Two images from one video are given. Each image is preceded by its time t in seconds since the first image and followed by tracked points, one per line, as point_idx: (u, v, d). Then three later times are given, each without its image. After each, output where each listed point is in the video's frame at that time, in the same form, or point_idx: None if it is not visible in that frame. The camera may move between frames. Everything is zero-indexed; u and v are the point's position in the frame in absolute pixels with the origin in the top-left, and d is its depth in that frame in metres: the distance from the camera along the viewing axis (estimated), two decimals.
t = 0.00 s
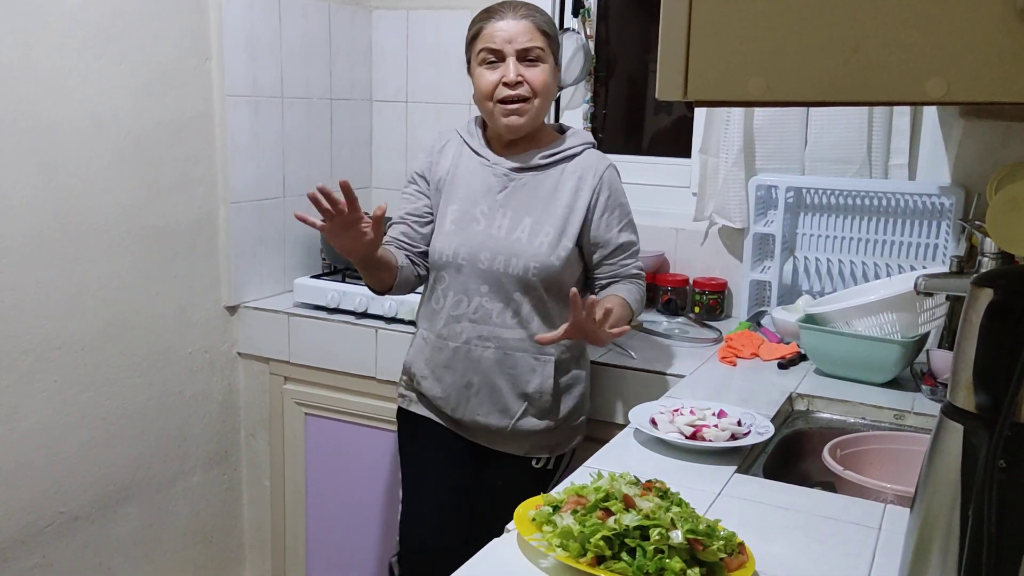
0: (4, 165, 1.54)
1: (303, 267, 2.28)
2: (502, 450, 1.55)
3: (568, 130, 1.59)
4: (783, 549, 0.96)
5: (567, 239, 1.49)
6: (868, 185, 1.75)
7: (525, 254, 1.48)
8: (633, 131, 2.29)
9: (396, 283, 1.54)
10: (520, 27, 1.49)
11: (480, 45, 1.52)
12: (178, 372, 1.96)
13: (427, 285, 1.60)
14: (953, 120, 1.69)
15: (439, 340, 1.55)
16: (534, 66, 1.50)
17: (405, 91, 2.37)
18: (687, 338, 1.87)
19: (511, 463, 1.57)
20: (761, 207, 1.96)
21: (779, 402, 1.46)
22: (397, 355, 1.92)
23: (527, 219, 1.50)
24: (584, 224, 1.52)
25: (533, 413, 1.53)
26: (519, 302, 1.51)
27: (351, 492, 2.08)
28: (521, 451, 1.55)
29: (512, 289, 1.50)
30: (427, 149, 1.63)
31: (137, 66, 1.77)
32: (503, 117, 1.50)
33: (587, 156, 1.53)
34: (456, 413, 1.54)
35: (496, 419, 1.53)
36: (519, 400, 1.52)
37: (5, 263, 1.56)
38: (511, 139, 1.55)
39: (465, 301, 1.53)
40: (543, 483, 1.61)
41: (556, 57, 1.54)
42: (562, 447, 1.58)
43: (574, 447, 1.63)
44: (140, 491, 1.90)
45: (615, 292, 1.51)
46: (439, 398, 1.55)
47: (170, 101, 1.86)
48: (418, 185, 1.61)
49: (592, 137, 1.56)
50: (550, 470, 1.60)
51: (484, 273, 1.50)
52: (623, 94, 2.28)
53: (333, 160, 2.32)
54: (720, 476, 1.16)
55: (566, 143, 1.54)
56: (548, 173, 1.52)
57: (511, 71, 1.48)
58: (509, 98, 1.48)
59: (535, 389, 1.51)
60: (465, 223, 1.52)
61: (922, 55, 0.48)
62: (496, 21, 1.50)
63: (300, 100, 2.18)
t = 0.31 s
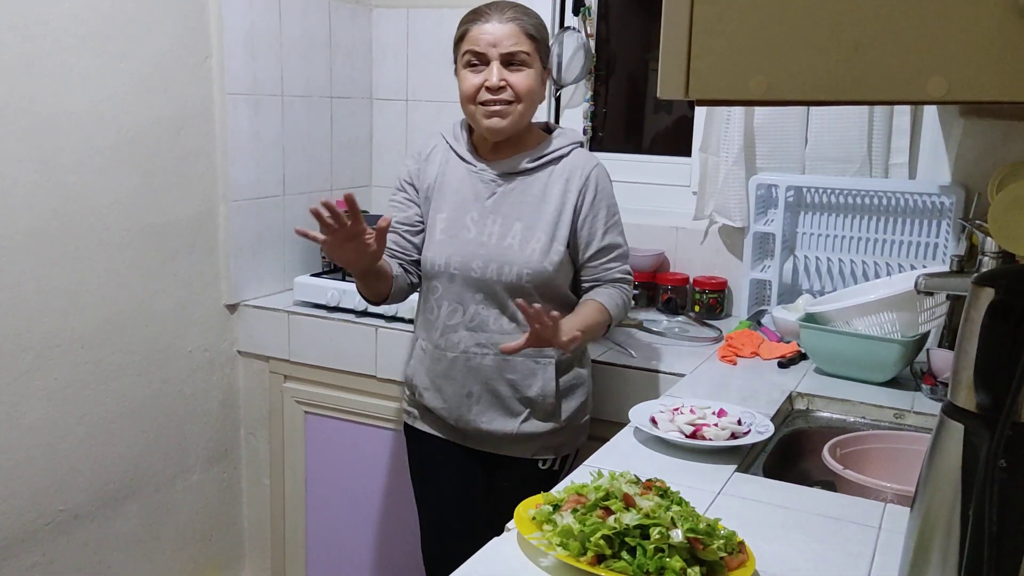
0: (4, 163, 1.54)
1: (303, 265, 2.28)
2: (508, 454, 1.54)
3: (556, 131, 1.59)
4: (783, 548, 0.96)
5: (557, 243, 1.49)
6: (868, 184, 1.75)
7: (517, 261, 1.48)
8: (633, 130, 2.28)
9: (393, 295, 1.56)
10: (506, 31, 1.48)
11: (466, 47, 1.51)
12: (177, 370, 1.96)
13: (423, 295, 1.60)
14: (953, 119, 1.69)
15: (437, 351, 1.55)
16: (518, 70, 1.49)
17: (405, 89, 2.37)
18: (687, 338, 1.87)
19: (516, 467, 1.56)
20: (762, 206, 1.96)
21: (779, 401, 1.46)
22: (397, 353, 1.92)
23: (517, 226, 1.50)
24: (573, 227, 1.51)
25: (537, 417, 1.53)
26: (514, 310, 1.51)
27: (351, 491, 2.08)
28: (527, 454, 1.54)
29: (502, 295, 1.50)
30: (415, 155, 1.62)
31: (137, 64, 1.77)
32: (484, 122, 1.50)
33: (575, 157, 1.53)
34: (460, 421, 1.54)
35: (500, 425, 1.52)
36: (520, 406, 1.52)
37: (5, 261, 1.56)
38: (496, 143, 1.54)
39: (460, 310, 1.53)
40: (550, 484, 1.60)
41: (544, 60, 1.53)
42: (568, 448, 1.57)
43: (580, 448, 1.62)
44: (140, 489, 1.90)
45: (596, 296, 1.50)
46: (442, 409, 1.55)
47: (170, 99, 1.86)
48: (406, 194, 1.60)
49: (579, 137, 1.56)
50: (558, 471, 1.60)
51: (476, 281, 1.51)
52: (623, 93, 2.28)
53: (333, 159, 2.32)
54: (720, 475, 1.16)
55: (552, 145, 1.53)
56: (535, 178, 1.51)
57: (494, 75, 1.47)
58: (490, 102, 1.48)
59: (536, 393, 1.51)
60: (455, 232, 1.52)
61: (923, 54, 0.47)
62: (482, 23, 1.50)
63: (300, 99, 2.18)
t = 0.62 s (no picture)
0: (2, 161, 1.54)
1: (302, 264, 2.27)
2: (514, 453, 1.54)
3: (551, 128, 1.59)
4: (781, 547, 0.96)
5: (558, 239, 1.49)
6: (868, 184, 1.76)
7: (519, 258, 1.48)
8: (632, 129, 2.28)
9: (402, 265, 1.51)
10: (493, 32, 1.47)
11: (455, 51, 1.51)
12: (176, 369, 1.96)
13: (427, 295, 1.60)
14: (952, 118, 1.69)
15: (442, 351, 1.55)
16: (508, 70, 1.49)
17: (404, 88, 2.37)
18: (686, 336, 1.87)
19: (519, 464, 1.56)
20: (761, 204, 1.95)
21: (778, 400, 1.46)
22: (395, 352, 1.92)
23: (518, 223, 1.50)
24: (572, 221, 1.51)
25: (542, 414, 1.53)
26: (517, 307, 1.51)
27: (350, 489, 2.08)
28: (531, 453, 1.54)
29: (505, 292, 1.50)
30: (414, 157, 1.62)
31: (136, 62, 1.77)
32: (479, 124, 1.50)
33: (571, 153, 1.53)
34: (465, 421, 1.54)
35: (505, 423, 1.52)
36: (526, 404, 1.52)
37: (3, 259, 1.56)
38: (491, 145, 1.54)
39: (465, 309, 1.52)
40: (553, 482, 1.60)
41: (533, 58, 1.53)
42: (572, 446, 1.58)
43: (584, 445, 1.62)
44: (138, 488, 1.90)
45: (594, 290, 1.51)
46: (447, 408, 1.55)
47: (169, 97, 1.86)
48: (409, 189, 1.59)
49: (574, 133, 1.56)
50: (561, 469, 1.60)
51: (480, 280, 1.50)
52: (622, 92, 2.28)
53: (332, 158, 2.32)
54: (718, 474, 1.16)
55: (546, 142, 1.53)
56: (534, 175, 1.51)
57: (484, 78, 1.47)
58: (484, 105, 1.48)
59: (542, 391, 1.52)
60: (456, 232, 1.52)
61: (921, 54, 0.47)
62: (469, 26, 1.49)
63: (299, 97, 2.18)
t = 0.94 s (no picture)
0: None
1: (299, 262, 2.27)
2: (509, 450, 1.55)
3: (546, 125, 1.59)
4: (777, 545, 0.96)
5: (555, 236, 1.49)
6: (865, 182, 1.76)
7: (516, 256, 1.48)
8: (629, 127, 2.28)
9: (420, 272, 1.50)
10: (490, 27, 1.48)
11: (451, 46, 1.51)
12: (172, 367, 1.96)
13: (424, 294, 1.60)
14: (948, 117, 1.69)
15: (440, 350, 1.55)
16: (505, 64, 1.49)
17: (401, 87, 2.37)
18: (683, 335, 1.87)
19: (514, 462, 1.56)
20: (757, 203, 1.93)
21: (774, 399, 1.46)
22: (392, 351, 1.92)
23: (514, 221, 1.50)
24: (567, 218, 1.51)
25: (538, 413, 1.53)
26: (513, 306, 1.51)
27: (347, 488, 2.08)
28: (529, 451, 1.55)
29: (503, 291, 1.50)
30: (409, 154, 1.62)
31: (132, 60, 1.76)
32: (477, 118, 1.49)
33: (567, 150, 1.53)
34: (462, 420, 1.54)
35: (501, 421, 1.52)
36: (523, 403, 1.52)
37: None
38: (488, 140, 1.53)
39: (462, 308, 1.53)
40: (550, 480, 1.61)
41: (529, 54, 1.53)
42: (569, 444, 1.58)
43: (580, 444, 1.63)
44: (135, 486, 1.90)
45: (585, 289, 1.49)
46: (444, 407, 1.55)
47: (165, 95, 1.85)
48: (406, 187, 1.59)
49: (570, 130, 1.56)
50: (558, 467, 1.61)
51: (477, 278, 1.51)
52: (619, 90, 2.28)
53: (329, 156, 2.32)
54: (715, 473, 1.16)
55: (541, 140, 1.53)
56: (529, 172, 1.51)
57: (482, 71, 1.46)
58: (481, 97, 1.47)
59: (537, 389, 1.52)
60: (453, 231, 1.52)
61: (917, 53, 0.48)
62: (466, 21, 1.49)
63: (295, 96, 2.18)
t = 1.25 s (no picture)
0: None
1: (298, 261, 2.27)
2: (508, 450, 1.54)
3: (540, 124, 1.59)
4: (775, 544, 0.96)
5: (551, 238, 1.49)
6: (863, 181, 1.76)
7: (512, 259, 1.48)
8: (628, 126, 2.28)
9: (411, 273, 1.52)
10: (480, 31, 1.47)
11: (440, 51, 1.50)
12: (171, 366, 1.95)
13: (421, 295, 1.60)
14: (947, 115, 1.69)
15: (437, 351, 1.55)
16: (496, 69, 1.48)
17: (400, 85, 2.36)
18: (681, 333, 1.87)
19: (513, 462, 1.56)
20: (756, 202, 1.94)
21: (773, 397, 1.46)
22: (391, 349, 1.91)
23: (510, 223, 1.50)
24: (563, 219, 1.51)
25: (536, 413, 1.53)
26: (511, 308, 1.52)
27: (346, 486, 2.08)
28: (527, 451, 1.54)
29: (501, 292, 1.50)
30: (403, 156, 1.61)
31: (129, 58, 1.76)
32: (469, 124, 1.50)
33: (561, 149, 1.53)
34: (461, 421, 1.54)
35: (500, 422, 1.52)
36: (521, 404, 1.52)
37: None
38: (481, 143, 1.53)
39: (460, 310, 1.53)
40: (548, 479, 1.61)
41: (520, 55, 1.52)
42: (567, 444, 1.58)
43: (579, 444, 1.63)
44: (133, 485, 1.90)
45: (578, 291, 1.49)
46: (442, 407, 1.55)
47: (163, 92, 1.85)
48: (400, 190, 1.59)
49: (563, 128, 1.55)
50: (555, 468, 1.60)
51: (474, 280, 1.51)
52: (618, 89, 2.28)
53: (327, 154, 2.31)
54: (713, 471, 1.16)
55: (535, 140, 1.52)
56: (524, 173, 1.51)
57: (472, 77, 1.47)
58: (472, 105, 1.48)
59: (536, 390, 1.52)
60: (448, 234, 1.52)
61: (914, 51, 0.48)
62: (455, 25, 1.48)
63: (294, 94, 2.17)
